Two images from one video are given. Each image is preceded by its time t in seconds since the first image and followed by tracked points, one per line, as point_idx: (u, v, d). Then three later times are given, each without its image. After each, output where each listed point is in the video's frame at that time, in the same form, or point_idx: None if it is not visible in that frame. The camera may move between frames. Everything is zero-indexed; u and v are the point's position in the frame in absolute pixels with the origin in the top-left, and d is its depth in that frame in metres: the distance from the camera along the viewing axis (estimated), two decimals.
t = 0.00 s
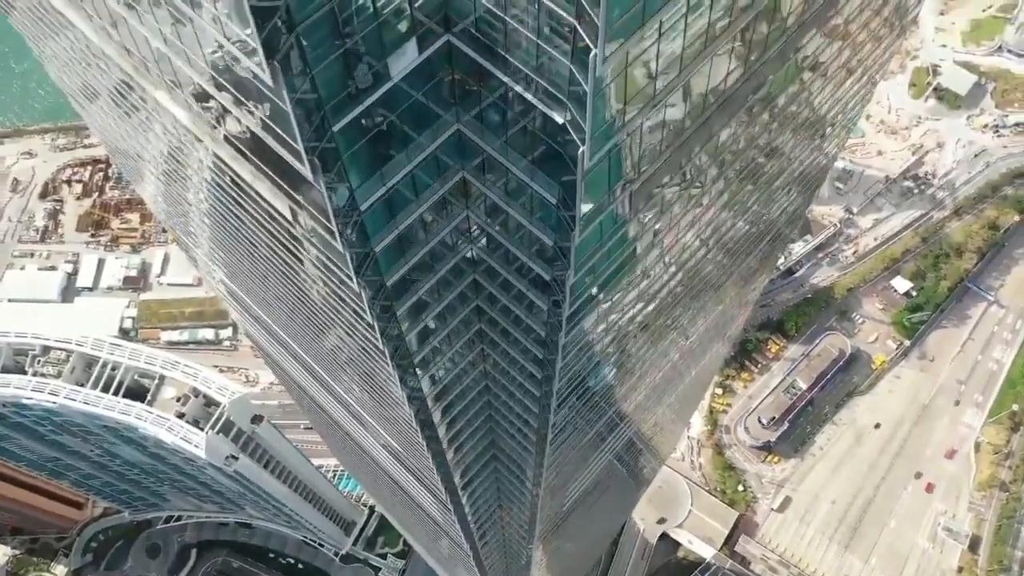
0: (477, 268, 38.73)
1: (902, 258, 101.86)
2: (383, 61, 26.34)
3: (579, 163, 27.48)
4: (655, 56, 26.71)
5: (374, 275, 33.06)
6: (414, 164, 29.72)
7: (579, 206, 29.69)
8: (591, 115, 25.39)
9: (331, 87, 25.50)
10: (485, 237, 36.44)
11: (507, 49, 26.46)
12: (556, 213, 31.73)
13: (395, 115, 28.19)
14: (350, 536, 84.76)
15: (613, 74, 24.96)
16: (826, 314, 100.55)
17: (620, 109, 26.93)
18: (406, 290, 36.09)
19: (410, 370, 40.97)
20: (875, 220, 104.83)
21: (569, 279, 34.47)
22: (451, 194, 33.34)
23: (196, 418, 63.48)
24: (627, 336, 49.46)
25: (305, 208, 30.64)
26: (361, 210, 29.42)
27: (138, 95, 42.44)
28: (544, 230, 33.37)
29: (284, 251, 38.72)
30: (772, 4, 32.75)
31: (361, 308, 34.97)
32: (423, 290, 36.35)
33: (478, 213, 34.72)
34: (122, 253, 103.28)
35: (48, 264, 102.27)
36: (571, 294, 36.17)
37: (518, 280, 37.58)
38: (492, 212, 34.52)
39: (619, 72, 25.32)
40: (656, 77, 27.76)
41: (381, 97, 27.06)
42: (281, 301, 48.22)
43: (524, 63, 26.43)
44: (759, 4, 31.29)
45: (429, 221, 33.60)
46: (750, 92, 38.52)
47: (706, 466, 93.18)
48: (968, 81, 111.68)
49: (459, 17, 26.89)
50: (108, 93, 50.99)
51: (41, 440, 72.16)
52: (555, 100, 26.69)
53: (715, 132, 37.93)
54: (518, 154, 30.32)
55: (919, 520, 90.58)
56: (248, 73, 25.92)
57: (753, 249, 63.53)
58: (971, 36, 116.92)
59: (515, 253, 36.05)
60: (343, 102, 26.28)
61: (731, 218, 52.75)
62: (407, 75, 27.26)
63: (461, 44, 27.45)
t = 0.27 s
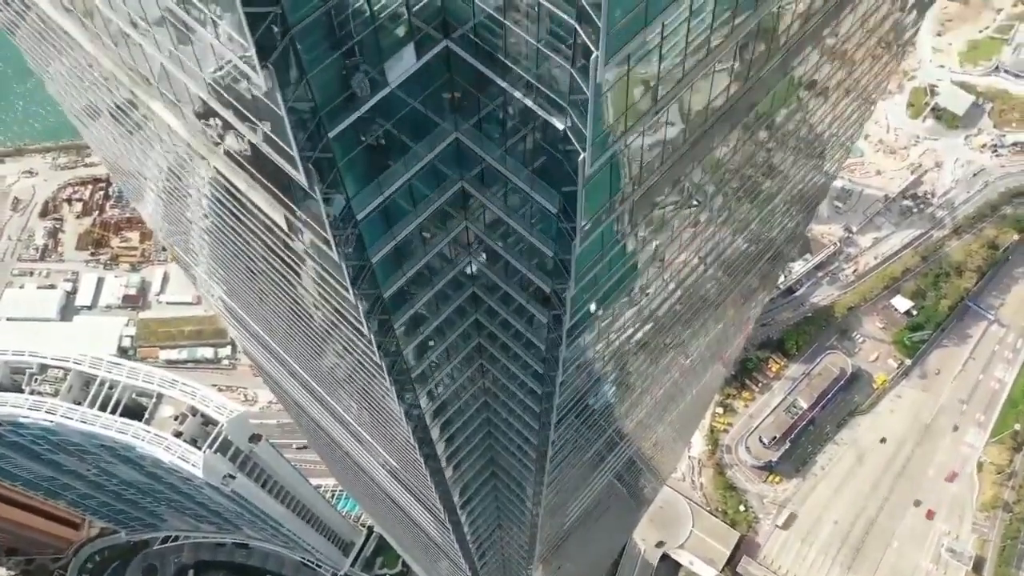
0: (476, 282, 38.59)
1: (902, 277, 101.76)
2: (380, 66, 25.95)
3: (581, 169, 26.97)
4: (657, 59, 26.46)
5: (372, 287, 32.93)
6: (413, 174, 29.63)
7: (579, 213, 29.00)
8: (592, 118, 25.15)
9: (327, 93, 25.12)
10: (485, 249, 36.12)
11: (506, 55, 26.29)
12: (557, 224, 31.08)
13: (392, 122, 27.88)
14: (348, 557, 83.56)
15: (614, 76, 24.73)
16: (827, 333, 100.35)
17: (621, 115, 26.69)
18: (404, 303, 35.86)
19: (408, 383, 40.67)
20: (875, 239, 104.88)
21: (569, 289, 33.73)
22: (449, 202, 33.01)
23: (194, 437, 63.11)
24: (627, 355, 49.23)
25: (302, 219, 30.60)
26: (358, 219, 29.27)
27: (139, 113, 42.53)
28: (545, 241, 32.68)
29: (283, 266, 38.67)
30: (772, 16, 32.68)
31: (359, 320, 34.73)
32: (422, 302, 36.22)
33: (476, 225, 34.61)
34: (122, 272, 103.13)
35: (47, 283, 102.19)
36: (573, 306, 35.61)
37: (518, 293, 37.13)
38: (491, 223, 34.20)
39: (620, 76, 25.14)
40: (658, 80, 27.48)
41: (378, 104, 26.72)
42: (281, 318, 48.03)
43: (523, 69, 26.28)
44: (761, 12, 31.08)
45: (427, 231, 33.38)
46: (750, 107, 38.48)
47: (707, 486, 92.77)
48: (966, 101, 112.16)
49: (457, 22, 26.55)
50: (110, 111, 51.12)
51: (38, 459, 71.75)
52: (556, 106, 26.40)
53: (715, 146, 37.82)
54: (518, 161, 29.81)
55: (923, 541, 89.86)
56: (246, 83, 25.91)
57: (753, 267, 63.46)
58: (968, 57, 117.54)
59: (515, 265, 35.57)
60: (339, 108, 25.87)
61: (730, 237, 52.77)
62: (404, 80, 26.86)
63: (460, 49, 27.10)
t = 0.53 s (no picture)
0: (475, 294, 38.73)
1: (903, 296, 101.64)
2: (378, 71, 25.68)
3: (581, 175, 26.74)
4: (661, 60, 26.04)
5: (369, 298, 32.82)
6: (410, 183, 29.66)
7: (579, 221, 28.72)
8: (592, 124, 24.80)
9: (324, 97, 24.89)
10: (484, 260, 36.37)
11: (506, 59, 25.85)
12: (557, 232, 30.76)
13: (390, 130, 27.71)
14: None
15: (616, 78, 24.32)
16: (828, 352, 100.06)
17: (623, 118, 26.34)
18: (403, 314, 35.90)
19: (406, 397, 40.50)
20: (875, 258, 104.86)
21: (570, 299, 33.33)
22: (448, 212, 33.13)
23: (191, 457, 62.57)
24: (627, 373, 48.98)
25: (298, 230, 30.66)
26: (354, 227, 29.19)
27: (141, 130, 42.52)
28: (545, 251, 32.41)
29: (282, 281, 38.66)
30: (776, 25, 32.46)
31: (356, 332, 34.43)
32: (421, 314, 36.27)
33: (475, 236, 34.79)
34: (122, 290, 102.96)
35: (47, 301, 102.04)
36: (574, 319, 35.35)
37: (518, 305, 37.04)
38: (490, 235, 34.38)
39: (622, 79, 24.74)
40: (662, 83, 27.08)
41: (376, 109, 26.46)
42: (280, 335, 47.80)
43: (523, 73, 25.82)
44: (768, 12, 30.63)
45: (425, 239, 33.25)
46: (752, 117, 38.27)
47: (708, 506, 92.26)
48: (964, 121, 112.65)
49: (456, 27, 26.36)
50: (111, 129, 51.17)
51: (34, 479, 71.22)
52: (558, 111, 25.96)
53: (717, 157, 37.61)
54: (517, 169, 29.74)
55: (927, 562, 88.98)
56: (244, 91, 25.71)
57: (753, 286, 63.43)
58: (966, 77, 118.11)
59: (513, 276, 35.53)
60: (335, 113, 25.63)
61: (730, 257, 52.82)
62: (402, 85, 26.61)
63: (458, 55, 26.97)
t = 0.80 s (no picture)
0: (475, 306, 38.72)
1: (903, 315, 101.47)
2: (375, 74, 25.60)
3: (581, 181, 26.56)
4: (663, 62, 25.78)
5: (366, 308, 32.87)
6: (408, 191, 29.71)
7: (580, 229, 28.51)
8: (593, 127, 24.61)
9: (319, 101, 24.76)
10: (484, 272, 36.35)
11: (505, 63, 25.69)
12: (556, 241, 30.64)
13: (388, 137, 27.72)
14: None
15: (618, 78, 24.08)
16: (829, 371, 99.73)
17: (625, 121, 26.12)
18: (402, 324, 35.94)
19: (404, 410, 40.35)
20: (874, 277, 104.79)
21: (569, 308, 33.01)
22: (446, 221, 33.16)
23: (189, 476, 62.24)
24: (627, 391, 48.70)
25: (295, 240, 30.65)
26: (351, 235, 29.28)
27: (141, 146, 42.57)
28: (546, 261, 32.30)
29: (280, 296, 38.63)
30: (778, 34, 32.31)
31: (351, 342, 34.27)
32: (421, 324, 36.45)
33: (475, 247, 34.81)
34: (121, 308, 102.74)
35: (46, 319, 101.89)
36: (575, 332, 35.19)
37: (518, 318, 36.97)
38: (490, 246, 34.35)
39: (624, 80, 24.49)
40: (664, 86, 26.82)
41: (373, 114, 26.36)
42: (279, 352, 47.63)
43: (522, 77, 25.64)
44: (771, 16, 30.41)
45: (423, 248, 33.13)
46: (753, 128, 38.10)
47: (709, 526, 91.72)
48: (962, 141, 113.05)
49: (455, 31, 26.10)
50: (112, 146, 51.24)
51: (30, 499, 70.69)
52: (558, 115, 25.81)
53: (718, 168, 37.41)
54: (517, 176, 29.71)
55: None
56: (242, 98, 25.46)
57: (753, 305, 63.35)
58: (964, 97, 118.63)
59: (512, 286, 35.46)
60: (332, 118, 25.56)
61: (729, 275, 52.79)
62: (401, 90, 26.48)
63: (457, 61, 26.79)
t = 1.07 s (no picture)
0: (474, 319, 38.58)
1: (904, 334, 101.20)
2: (373, 77, 25.34)
3: (582, 183, 26.43)
4: (666, 63, 25.54)
5: (363, 318, 32.65)
6: (406, 199, 29.63)
7: (580, 234, 28.46)
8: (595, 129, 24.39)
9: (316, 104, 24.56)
10: (484, 283, 36.20)
11: (506, 66, 25.60)
12: (557, 248, 30.52)
13: (385, 142, 27.61)
14: None
15: (621, 78, 23.79)
16: (830, 390, 99.32)
17: (628, 123, 25.87)
18: (400, 336, 35.72)
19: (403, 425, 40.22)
20: (875, 296, 104.63)
21: (569, 316, 32.86)
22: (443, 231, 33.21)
23: (186, 495, 61.83)
24: (627, 409, 48.41)
25: (291, 251, 30.45)
26: (348, 244, 29.13)
27: (142, 163, 42.60)
28: (547, 270, 32.19)
29: (280, 310, 38.55)
30: (782, 42, 32.20)
31: (348, 354, 34.17)
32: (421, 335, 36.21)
33: (474, 257, 34.71)
34: (120, 327, 102.49)
35: (45, 337, 101.62)
36: (576, 343, 35.02)
37: (518, 330, 36.86)
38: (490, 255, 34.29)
39: (627, 80, 24.20)
40: (668, 89, 26.60)
41: (371, 119, 26.23)
42: (278, 369, 47.47)
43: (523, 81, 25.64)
44: (775, 21, 30.21)
45: (421, 258, 33.04)
46: (755, 139, 37.97)
47: (711, 547, 91.23)
48: (961, 160, 113.33)
49: (455, 37, 26.17)
50: (112, 164, 51.24)
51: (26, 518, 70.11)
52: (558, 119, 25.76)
53: (719, 180, 37.30)
54: (518, 185, 29.75)
55: None
56: (239, 110, 25.30)
57: (753, 323, 63.27)
58: (962, 117, 119.04)
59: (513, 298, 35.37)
60: (329, 123, 25.31)
61: (729, 294, 52.71)
62: (399, 94, 26.31)
63: (456, 65, 26.80)
